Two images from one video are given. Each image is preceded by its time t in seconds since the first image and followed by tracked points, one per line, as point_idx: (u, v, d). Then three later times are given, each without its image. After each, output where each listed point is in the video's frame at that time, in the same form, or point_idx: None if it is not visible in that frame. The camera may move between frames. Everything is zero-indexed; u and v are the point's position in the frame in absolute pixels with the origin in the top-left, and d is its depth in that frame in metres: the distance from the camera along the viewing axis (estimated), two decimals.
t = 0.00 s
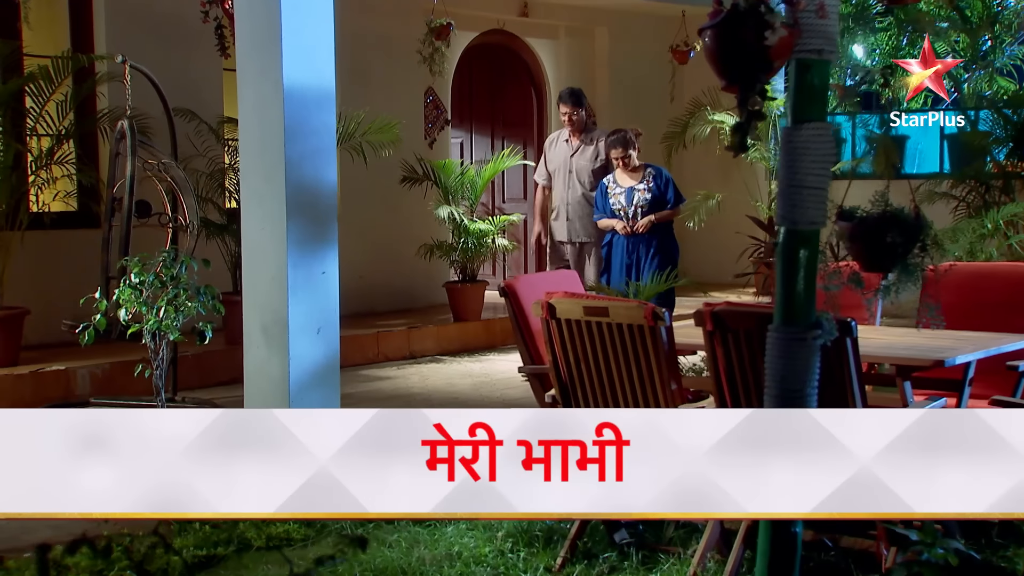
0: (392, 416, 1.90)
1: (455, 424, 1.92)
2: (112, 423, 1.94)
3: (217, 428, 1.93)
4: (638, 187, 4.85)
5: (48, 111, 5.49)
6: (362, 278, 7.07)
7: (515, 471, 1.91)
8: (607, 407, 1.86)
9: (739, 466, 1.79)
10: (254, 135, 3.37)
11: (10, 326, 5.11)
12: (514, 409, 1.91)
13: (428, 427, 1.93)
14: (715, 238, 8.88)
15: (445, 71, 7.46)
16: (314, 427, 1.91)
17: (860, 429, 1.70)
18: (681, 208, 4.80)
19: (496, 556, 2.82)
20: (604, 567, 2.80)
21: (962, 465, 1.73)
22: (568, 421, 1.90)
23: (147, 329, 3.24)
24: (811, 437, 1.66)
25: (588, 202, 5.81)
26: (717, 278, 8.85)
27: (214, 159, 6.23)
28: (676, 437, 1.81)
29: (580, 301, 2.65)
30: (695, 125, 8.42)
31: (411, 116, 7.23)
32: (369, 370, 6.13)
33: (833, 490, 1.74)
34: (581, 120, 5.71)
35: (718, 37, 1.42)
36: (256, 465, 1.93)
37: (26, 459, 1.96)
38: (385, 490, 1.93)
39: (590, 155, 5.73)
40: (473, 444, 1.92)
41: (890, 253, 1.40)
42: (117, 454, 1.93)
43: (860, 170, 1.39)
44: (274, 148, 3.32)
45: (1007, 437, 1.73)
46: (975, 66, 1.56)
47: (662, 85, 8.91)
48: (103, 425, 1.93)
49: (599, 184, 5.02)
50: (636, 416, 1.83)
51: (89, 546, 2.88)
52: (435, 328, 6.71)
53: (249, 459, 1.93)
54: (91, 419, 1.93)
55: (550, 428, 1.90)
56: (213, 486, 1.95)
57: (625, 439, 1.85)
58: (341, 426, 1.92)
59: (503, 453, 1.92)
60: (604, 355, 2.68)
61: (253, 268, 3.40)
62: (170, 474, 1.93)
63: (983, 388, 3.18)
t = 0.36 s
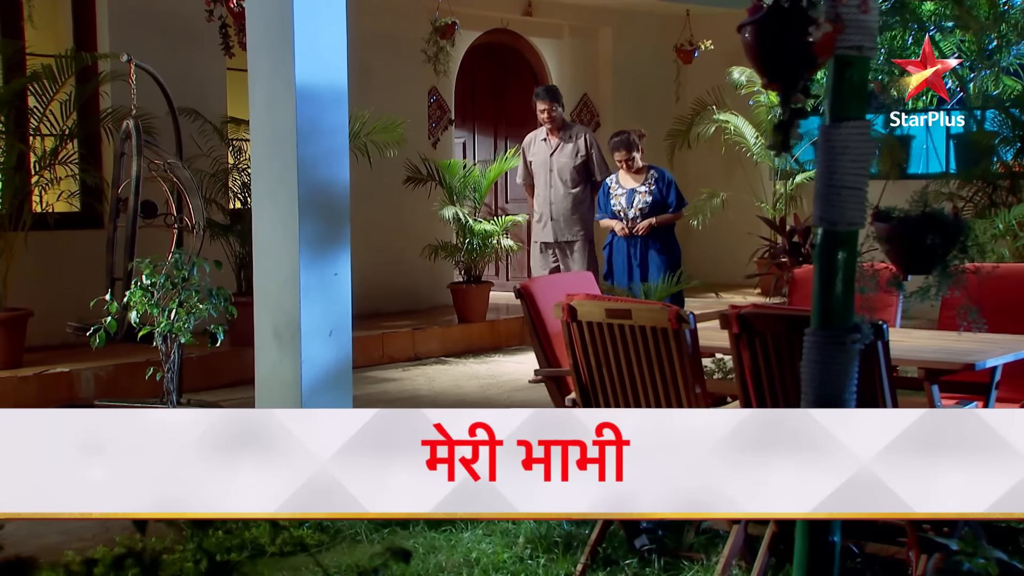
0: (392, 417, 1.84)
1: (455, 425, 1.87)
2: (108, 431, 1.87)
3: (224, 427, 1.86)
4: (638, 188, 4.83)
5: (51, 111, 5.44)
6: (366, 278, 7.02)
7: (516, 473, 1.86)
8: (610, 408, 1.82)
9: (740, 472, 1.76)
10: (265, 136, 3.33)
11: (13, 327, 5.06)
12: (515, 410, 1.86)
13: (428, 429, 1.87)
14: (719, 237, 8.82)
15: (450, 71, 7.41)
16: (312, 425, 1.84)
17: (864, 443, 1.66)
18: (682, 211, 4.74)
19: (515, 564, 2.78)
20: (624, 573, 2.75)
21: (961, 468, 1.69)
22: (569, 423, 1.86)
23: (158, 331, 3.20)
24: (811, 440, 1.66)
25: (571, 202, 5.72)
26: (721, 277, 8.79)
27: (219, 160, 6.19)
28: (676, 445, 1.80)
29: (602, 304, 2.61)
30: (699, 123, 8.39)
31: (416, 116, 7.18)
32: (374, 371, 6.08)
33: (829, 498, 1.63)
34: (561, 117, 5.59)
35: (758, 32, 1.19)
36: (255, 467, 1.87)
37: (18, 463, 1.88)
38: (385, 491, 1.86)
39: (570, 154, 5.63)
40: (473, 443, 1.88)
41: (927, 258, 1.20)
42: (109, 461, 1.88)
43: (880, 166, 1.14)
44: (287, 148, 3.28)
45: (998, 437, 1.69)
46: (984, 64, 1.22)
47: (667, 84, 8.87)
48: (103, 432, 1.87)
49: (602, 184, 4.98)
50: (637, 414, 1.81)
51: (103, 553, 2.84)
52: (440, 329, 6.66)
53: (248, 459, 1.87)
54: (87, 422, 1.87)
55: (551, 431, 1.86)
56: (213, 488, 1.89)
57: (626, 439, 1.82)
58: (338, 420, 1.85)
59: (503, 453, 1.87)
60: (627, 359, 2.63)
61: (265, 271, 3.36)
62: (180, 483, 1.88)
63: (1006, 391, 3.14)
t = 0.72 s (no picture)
0: (390, 418, 2.14)
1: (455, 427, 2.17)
2: (115, 433, 2.18)
3: (223, 431, 2.15)
4: (643, 188, 4.79)
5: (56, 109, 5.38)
6: (371, 280, 6.97)
7: (517, 472, 2.16)
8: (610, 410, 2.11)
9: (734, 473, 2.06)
10: (279, 135, 3.28)
11: (18, 329, 5.02)
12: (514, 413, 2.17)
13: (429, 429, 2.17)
14: (725, 238, 8.77)
15: (456, 71, 7.37)
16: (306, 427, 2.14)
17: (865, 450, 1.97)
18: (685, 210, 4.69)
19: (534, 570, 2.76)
20: None
21: (961, 468, 1.98)
22: (570, 426, 2.16)
23: (171, 334, 3.16)
24: (812, 441, 2.01)
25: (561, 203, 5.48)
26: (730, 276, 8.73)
27: (224, 159, 6.14)
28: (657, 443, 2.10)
29: (626, 307, 2.56)
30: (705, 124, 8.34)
31: (421, 115, 7.13)
32: (381, 374, 6.04)
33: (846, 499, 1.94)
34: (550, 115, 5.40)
35: (803, 28, 1.66)
36: (255, 467, 2.15)
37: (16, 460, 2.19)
38: (384, 492, 2.16)
39: (560, 153, 5.41)
40: (473, 443, 2.18)
41: (974, 258, 1.73)
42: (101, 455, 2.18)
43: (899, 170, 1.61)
44: (301, 148, 3.24)
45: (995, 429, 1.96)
46: (990, 64, 1.67)
47: (672, 84, 8.81)
48: (103, 436, 2.18)
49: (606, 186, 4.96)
50: (636, 418, 2.09)
51: (117, 560, 2.80)
52: (446, 331, 6.61)
53: (249, 462, 2.15)
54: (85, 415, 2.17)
55: (550, 430, 2.16)
56: (218, 492, 2.17)
57: (625, 439, 2.11)
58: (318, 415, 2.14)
59: (503, 452, 2.17)
60: (652, 362, 2.59)
61: (278, 273, 3.32)
62: (166, 479, 2.17)
63: None
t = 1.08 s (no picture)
0: (395, 420, 2.65)
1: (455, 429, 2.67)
2: (120, 435, 2.67)
3: (230, 438, 2.65)
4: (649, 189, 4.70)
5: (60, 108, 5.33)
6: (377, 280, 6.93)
7: (517, 472, 2.66)
8: (609, 414, 2.62)
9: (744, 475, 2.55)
10: (293, 134, 3.23)
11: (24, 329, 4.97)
12: (514, 418, 2.67)
13: (429, 431, 2.67)
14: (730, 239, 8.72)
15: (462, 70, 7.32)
16: (306, 429, 2.66)
17: (860, 454, 2.49)
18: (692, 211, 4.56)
19: None
20: None
21: (960, 468, 2.49)
22: (567, 431, 2.65)
23: (186, 336, 3.12)
24: (806, 445, 2.51)
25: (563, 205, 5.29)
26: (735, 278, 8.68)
27: (230, 159, 6.09)
28: (683, 450, 2.58)
29: (651, 309, 2.53)
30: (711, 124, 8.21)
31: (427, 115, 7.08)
32: (388, 375, 6.00)
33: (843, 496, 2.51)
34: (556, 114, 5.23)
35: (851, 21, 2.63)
36: (257, 469, 2.65)
37: (39, 466, 2.68)
38: (385, 488, 2.66)
39: (564, 154, 5.25)
40: (473, 443, 2.68)
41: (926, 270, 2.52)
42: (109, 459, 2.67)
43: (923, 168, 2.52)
44: (315, 148, 3.19)
45: (989, 439, 2.48)
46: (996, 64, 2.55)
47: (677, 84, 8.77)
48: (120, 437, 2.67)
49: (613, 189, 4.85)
50: (634, 420, 2.61)
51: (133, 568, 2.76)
52: (453, 332, 6.56)
53: (253, 462, 2.65)
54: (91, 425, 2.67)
55: (549, 434, 2.65)
56: (226, 488, 2.67)
57: (624, 439, 2.62)
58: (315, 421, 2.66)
59: (504, 451, 2.67)
60: (678, 366, 2.55)
61: (292, 275, 3.27)
62: (171, 479, 2.67)
63: None
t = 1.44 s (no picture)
0: (392, 419, 2.39)
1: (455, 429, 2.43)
2: (124, 429, 2.39)
3: (239, 432, 2.40)
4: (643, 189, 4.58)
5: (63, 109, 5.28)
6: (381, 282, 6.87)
7: (517, 472, 2.42)
8: (610, 413, 2.39)
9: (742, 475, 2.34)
10: (306, 134, 3.19)
11: (28, 332, 4.92)
12: (514, 416, 2.43)
13: (429, 430, 2.43)
14: (736, 239, 8.67)
15: (466, 70, 7.26)
16: (315, 424, 2.39)
17: (863, 452, 2.29)
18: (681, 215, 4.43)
19: None
20: None
21: (961, 468, 2.27)
22: (567, 430, 2.40)
23: (198, 339, 3.06)
24: (811, 445, 2.31)
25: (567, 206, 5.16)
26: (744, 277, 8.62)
27: (234, 159, 6.04)
28: (676, 453, 2.36)
29: (676, 311, 2.46)
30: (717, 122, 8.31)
31: (430, 114, 7.03)
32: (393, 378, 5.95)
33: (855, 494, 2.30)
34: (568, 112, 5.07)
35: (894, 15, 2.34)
36: (262, 467, 2.41)
37: (33, 464, 2.40)
38: (377, 489, 2.41)
39: (571, 154, 5.10)
40: (474, 443, 2.44)
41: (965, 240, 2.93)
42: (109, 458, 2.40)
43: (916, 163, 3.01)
44: (329, 149, 3.14)
45: (998, 439, 2.25)
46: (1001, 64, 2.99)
47: (683, 84, 8.72)
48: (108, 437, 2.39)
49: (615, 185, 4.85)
50: (635, 420, 2.37)
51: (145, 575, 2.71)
52: (458, 334, 6.50)
53: (256, 461, 2.40)
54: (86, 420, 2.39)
55: (550, 433, 2.41)
56: (228, 489, 2.41)
57: (625, 439, 2.38)
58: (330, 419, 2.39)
59: (504, 451, 2.43)
60: (703, 370, 2.49)
61: (305, 277, 3.22)
62: (173, 479, 2.41)
63: None
